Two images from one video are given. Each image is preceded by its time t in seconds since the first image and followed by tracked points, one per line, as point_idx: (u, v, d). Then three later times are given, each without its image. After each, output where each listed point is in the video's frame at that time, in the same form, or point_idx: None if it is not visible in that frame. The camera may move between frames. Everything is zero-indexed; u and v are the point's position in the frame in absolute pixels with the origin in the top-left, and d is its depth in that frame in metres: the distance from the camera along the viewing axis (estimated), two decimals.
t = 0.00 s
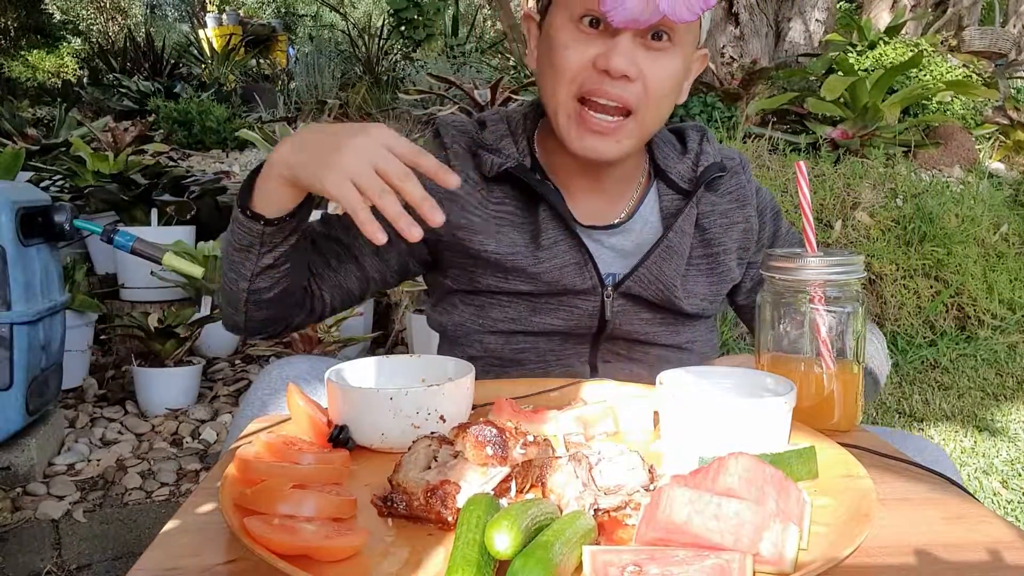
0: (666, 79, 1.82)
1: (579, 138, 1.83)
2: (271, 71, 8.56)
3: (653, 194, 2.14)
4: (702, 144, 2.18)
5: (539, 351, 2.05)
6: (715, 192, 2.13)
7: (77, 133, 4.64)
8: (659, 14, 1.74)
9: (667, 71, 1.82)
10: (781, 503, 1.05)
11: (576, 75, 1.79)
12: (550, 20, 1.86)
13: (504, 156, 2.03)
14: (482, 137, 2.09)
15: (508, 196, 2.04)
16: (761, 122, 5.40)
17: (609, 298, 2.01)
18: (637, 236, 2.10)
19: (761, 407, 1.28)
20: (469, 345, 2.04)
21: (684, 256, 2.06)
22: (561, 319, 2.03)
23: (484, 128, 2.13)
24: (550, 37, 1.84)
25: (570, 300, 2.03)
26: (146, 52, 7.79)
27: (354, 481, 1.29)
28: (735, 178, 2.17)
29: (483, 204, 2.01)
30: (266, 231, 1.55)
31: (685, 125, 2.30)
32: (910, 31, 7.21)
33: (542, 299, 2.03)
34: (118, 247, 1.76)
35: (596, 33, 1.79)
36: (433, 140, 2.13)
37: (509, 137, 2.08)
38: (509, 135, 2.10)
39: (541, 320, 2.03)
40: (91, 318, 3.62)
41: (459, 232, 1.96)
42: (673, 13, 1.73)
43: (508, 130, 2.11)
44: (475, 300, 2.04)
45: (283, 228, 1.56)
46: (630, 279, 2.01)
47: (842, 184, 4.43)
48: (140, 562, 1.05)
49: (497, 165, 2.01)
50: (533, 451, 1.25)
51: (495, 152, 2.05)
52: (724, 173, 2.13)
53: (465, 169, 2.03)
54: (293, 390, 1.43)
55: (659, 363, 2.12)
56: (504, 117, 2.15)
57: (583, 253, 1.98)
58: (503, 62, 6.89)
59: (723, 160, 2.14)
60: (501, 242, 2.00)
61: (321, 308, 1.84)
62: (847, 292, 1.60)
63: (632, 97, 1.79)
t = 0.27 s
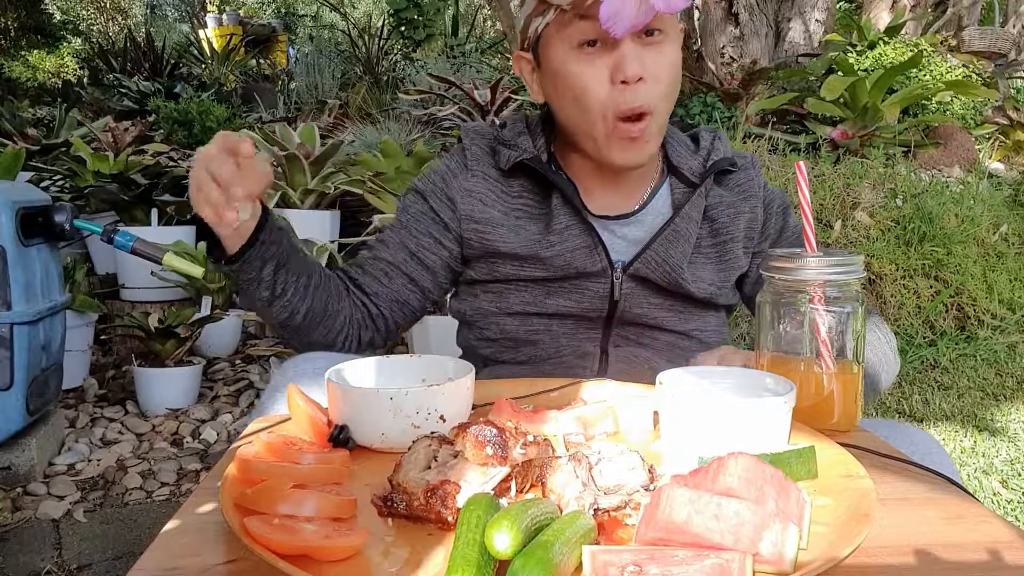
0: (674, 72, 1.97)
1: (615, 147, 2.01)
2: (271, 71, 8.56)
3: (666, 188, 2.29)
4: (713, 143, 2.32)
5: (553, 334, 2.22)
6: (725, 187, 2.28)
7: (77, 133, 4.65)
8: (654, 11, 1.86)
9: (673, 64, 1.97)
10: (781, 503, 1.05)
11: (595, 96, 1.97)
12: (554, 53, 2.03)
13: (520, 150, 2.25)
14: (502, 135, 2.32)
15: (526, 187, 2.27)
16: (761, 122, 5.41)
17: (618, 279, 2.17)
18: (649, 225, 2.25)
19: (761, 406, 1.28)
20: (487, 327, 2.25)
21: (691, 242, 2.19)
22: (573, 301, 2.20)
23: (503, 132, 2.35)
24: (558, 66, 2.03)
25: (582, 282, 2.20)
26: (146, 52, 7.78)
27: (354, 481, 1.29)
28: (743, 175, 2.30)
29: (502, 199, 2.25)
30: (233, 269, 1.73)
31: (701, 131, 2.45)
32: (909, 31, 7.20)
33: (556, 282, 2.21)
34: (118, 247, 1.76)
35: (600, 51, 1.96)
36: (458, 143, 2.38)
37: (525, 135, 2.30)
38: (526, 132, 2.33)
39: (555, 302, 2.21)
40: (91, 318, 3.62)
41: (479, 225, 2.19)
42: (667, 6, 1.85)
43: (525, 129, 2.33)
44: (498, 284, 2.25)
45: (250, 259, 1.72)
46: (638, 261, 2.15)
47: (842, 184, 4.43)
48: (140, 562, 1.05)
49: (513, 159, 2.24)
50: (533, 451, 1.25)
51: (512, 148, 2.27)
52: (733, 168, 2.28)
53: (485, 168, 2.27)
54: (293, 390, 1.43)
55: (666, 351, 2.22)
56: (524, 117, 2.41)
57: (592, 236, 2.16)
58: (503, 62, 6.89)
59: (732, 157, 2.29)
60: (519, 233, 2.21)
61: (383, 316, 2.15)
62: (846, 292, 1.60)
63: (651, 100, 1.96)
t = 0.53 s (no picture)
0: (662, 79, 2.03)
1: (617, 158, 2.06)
2: (271, 71, 8.57)
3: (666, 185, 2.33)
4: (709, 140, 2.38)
5: (564, 324, 2.22)
6: (723, 181, 2.31)
7: (77, 133, 4.65)
8: (637, 28, 1.93)
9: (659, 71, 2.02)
10: (781, 503, 1.05)
11: (593, 111, 2.01)
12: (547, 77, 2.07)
13: (530, 155, 2.27)
14: (511, 141, 2.34)
15: (536, 191, 2.30)
16: (761, 122, 5.42)
17: (624, 271, 2.19)
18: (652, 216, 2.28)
19: (761, 406, 1.28)
20: (500, 320, 2.26)
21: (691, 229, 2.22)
22: (581, 292, 2.22)
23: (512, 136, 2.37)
24: (555, 90, 2.07)
25: (591, 275, 2.22)
26: (147, 52, 7.79)
27: (354, 481, 1.29)
28: (740, 168, 2.33)
29: (518, 199, 2.27)
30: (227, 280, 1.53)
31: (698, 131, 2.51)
32: (909, 31, 7.21)
33: (567, 276, 2.22)
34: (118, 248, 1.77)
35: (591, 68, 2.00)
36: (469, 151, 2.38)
37: (533, 139, 2.32)
38: (534, 137, 2.34)
39: (565, 294, 2.22)
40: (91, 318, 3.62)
41: (501, 222, 2.18)
42: (650, 22, 1.94)
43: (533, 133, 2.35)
44: (510, 280, 2.24)
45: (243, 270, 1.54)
46: (641, 252, 2.18)
47: (842, 184, 4.44)
48: (139, 562, 1.05)
49: (524, 163, 2.27)
50: (533, 451, 1.25)
51: (521, 154, 2.30)
52: (730, 162, 2.33)
53: (500, 171, 2.28)
54: (293, 390, 1.43)
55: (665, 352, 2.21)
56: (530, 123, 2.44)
57: (599, 231, 2.19)
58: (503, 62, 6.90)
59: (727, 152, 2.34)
60: (531, 231, 2.24)
61: (408, 306, 1.98)
62: (846, 293, 1.60)
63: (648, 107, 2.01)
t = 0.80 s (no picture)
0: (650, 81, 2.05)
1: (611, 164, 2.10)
2: (271, 71, 8.57)
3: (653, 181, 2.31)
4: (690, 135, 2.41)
5: (559, 317, 2.23)
6: (705, 173, 2.33)
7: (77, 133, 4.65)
8: (625, 42, 1.97)
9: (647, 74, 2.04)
10: (781, 503, 1.05)
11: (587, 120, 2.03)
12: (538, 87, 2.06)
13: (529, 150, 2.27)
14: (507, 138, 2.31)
15: (537, 183, 2.29)
16: (761, 122, 5.43)
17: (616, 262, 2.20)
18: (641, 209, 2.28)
19: (762, 405, 1.28)
20: (495, 314, 2.25)
21: (676, 219, 2.24)
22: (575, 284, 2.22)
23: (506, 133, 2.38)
24: (546, 101, 2.07)
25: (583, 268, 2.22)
26: (147, 52, 7.79)
27: (354, 481, 1.29)
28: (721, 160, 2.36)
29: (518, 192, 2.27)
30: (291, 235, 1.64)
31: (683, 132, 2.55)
32: (909, 31, 7.21)
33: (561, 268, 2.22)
34: (118, 248, 1.77)
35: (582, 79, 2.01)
36: (470, 151, 2.35)
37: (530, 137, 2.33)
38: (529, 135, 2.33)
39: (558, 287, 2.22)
40: (91, 318, 3.62)
41: (509, 207, 2.21)
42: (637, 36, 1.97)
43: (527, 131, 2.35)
44: (506, 269, 2.24)
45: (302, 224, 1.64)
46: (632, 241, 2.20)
47: (842, 184, 4.45)
48: (140, 561, 1.05)
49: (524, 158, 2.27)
50: (533, 451, 1.25)
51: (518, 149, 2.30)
52: (711, 155, 2.35)
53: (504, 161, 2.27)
54: (293, 389, 1.43)
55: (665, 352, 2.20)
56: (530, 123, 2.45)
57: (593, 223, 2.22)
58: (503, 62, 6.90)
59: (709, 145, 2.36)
60: (530, 223, 2.25)
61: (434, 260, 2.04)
62: (846, 293, 1.60)
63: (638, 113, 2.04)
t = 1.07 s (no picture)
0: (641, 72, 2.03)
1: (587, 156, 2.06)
2: (271, 71, 8.58)
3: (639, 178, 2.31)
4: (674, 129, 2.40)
5: (547, 318, 2.19)
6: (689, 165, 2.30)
7: (78, 133, 4.65)
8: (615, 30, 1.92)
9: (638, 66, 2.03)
10: (781, 503, 1.05)
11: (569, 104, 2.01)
12: (526, 72, 2.08)
13: (515, 150, 2.30)
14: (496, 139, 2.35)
15: (526, 183, 2.31)
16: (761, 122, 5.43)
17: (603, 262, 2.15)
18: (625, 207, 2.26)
19: (763, 404, 1.28)
20: (483, 316, 2.21)
21: (662, 216, 2.21)
22: (562, 285, 2.18)
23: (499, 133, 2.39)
24: (534, 85, 2.07)
25: (572, 268, 2.18)
26: (147, 52, 7.80)
27: (354, 481, 1.29)
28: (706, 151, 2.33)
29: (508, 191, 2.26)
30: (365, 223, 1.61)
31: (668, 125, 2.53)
32: (909, 31, 7.21)
33: (550, 269, 2.19)
34: (118, 247, 1.77)
35: (567, 63, 2.00)
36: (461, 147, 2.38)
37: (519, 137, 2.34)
38: (519, 135, 2.35)
39: (546, 288, 2.18)
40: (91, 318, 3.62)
41: (498, 207, 2.18)
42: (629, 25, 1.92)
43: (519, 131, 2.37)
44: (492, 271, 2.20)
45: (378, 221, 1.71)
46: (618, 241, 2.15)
47: (842, 184, 4.46)
48: (139, 561, 1.05)
49: (511, 158, 2.30)
50: (533, 451, 1.25)
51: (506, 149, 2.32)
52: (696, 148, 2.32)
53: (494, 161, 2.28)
54: (293, 389, 1.43)
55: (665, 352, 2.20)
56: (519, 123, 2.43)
57: (580, 223, 2.17)
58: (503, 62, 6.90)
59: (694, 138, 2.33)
60: (518, 225, 2.22)
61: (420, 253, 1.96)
62: (846, 292, 1.60)
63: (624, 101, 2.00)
